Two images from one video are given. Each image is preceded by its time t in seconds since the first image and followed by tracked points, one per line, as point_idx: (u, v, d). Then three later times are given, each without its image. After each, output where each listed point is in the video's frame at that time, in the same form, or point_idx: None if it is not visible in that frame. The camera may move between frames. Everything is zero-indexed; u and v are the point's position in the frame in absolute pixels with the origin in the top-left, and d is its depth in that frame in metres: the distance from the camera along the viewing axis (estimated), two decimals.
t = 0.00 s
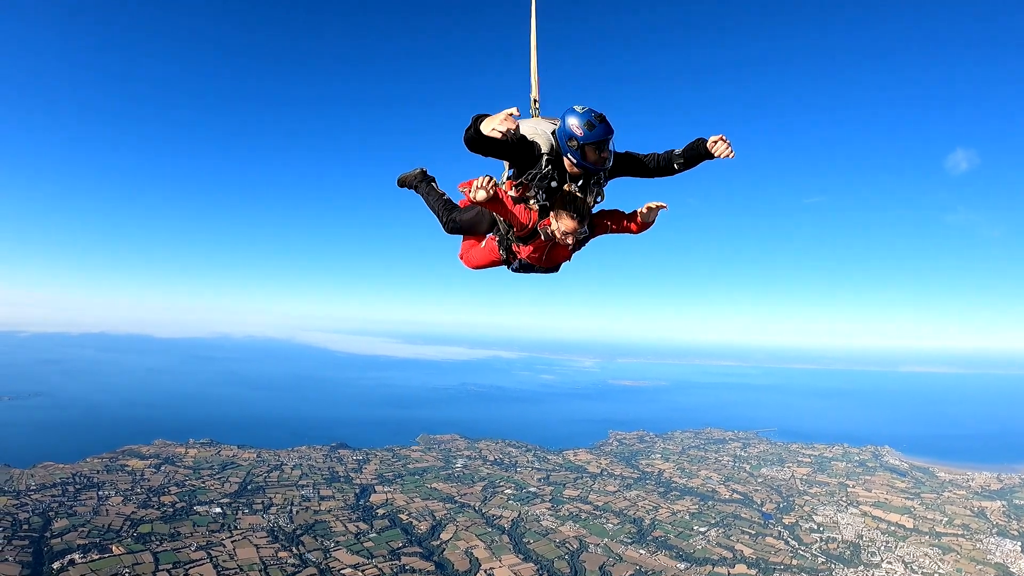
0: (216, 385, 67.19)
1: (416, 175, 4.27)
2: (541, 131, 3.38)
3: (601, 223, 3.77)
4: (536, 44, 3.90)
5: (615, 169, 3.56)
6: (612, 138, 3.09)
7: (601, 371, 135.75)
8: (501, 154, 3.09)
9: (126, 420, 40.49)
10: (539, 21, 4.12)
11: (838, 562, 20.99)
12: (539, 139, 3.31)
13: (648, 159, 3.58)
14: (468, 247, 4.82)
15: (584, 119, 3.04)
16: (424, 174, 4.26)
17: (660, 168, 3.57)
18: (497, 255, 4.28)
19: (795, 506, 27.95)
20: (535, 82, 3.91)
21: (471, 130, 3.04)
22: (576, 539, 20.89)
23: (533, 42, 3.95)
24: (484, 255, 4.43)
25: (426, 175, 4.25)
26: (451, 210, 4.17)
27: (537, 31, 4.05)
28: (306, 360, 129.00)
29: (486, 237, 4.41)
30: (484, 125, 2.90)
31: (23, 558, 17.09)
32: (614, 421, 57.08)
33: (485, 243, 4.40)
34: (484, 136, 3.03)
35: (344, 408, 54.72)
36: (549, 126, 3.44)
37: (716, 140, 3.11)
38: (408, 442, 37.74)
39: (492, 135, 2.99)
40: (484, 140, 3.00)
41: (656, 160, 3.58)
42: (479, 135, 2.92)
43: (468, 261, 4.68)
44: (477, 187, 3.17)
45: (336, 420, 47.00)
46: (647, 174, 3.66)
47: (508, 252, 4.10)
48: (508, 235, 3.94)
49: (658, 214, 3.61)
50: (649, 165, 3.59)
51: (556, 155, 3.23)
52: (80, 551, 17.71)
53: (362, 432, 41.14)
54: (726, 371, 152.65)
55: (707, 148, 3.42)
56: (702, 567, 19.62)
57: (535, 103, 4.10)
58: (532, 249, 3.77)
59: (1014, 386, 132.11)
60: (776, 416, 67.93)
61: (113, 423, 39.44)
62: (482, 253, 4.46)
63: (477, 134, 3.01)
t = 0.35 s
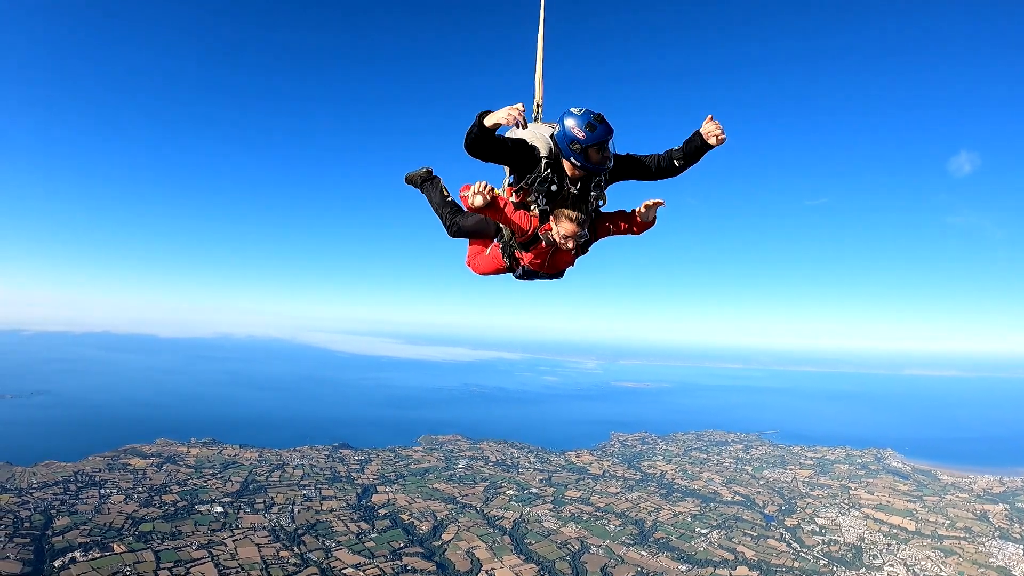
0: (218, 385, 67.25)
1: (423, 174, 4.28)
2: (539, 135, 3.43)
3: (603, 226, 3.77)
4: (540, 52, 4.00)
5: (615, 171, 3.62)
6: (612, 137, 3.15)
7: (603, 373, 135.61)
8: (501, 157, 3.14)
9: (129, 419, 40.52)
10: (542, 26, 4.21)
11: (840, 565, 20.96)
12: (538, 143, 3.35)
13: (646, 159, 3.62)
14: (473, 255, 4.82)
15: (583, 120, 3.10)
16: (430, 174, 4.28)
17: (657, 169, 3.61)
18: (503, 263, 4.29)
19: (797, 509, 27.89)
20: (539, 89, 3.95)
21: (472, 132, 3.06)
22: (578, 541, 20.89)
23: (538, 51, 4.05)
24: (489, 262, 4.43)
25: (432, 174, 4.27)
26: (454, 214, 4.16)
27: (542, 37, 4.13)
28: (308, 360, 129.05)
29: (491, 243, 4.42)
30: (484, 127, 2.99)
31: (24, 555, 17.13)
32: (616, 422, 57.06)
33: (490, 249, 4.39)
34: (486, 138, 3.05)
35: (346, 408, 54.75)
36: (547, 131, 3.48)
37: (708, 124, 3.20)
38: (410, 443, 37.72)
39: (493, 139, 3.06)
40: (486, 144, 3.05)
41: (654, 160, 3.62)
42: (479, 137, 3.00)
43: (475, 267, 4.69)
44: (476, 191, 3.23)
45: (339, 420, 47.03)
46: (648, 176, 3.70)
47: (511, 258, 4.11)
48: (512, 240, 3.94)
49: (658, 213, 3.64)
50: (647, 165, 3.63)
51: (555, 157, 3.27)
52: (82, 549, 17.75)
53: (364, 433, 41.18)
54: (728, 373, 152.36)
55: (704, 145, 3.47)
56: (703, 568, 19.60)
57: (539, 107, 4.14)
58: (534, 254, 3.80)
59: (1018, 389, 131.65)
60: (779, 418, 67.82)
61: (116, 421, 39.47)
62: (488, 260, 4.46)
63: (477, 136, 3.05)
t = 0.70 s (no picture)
0: (220, 385, 67.32)
1: (434, 172, 4.30)
2: (537, 141, 3.48)
3: (604, 232, 3.81)
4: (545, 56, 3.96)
5: (613, 176, 3.68)
6: (608, 139, 3.14)
7: (605, 374, 135.60)
8: (499, 164, 3.22)
9: (131, 418, 40.60)
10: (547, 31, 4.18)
11: (841, 567, 20.93)
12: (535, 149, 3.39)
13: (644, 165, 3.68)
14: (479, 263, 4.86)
15: (578, 123, 3.09)
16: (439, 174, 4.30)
17: (655, 172, 3.66)
18: (506, 270, 4.33)
19: (799, 511, 27.84)
20: (542, 92, 3.90)
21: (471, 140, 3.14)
22: (579, 542, 20.88)
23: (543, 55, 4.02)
24: (493, 270, 4.47)
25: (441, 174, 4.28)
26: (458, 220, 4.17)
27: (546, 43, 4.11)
28: (310, 360, 129.17)
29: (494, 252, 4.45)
30: (485, 135, 3.07)
31: (25, 553, 17.17)
32: (618, 423, 57.05)
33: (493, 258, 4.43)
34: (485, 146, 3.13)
35: (349, 408, 54.78)
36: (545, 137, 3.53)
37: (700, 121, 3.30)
38: (412, 443, 37.72)
39: (491, 146, 3.13)
40: (485, 151, 3.13)
41: (652, 163, 3.66)
42: (477, 146, 3.09)
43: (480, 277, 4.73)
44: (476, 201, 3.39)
45: (341, 420, 47.05)
46: (646, 182, 3.76)
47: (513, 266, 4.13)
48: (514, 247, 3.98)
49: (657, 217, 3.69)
50: (646, 170, 3.68)
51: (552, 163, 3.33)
52: (83, 547, 17.79)
53: (366, 433, 41.23)
54: (730, 375, 152.26)
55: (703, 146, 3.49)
56: (705, 570, 19.57)
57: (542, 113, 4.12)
58: (535, 261, 3.87)
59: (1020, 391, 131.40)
60: (781, 420, 67.76)
61: (118, 421, 39.52)
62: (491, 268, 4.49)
63: (476, 145, 3.12)
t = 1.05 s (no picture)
0: (222, 384, 67.37)
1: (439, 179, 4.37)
2: (531, 145, 3.61)
3: (602, 237, 3.79)
4: (541, 53, 3.94)
5: (609, 179, 3.73)
6: (599, 142, 3.18)
7: (608, 375, 135.43)
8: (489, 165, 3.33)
9: (135, 418, 40.66)
10: (544, 27, 4.24)
11: (844, 570, 20.86)
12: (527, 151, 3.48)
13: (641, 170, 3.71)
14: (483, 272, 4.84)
15: (568, 126, 3.15)
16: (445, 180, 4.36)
17: (652, 177, 3.68)
18: (506, 276, 4.31)
19: (802, 513, 27.77)
20: (541, 96, 3.87)
21: (462, 141, 3.23)
22: (581, 543, 20.85)
23: (540, 52, 4.00)
24: (494, 277, 4.46)
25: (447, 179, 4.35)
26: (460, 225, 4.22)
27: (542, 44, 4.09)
28: (312, 361, 129.17)
29: (496, 259, 4.44)
30: (476, 136, 3.18)
31: (27, 551, 17.23)
32: (620, 425, 56.96)
33: (495, 265, 4.42)
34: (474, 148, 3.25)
35: (351, 408, 54.82)
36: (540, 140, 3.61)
37: (691, 124, 3.30)
38: (415, 443, 37.76)
39: (481, 148, 3.28)
40: (474, 153, 3.29)
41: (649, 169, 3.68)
42: (467, 150, 3.25)
43: (482, 287, 4.71)
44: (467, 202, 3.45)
45: (343, 420, 47.07)
46: (644, 188, 3.78)
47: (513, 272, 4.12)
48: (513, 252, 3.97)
49: (656, 222, 3.63)
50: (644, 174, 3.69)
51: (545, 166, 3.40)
52: (85, 545, 17.83)
53: (369, 433, 41.23)
54: (733, 377, 151.97)
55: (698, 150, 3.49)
56: (707, 572, 19.55)
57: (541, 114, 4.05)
58: (532, 267, 3.85)
59: None
60: (784, 422, 67.59)
61: (121, 420, 39.59)
62: (493, 275, 4.48)
63: (466, 147, 3.23)
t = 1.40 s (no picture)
0: (224, 384, 67.43)
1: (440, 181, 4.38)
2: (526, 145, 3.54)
3: (598, 237, 3.78)
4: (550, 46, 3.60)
5: (604, 180, 3.67)
6: (593, 143, 3.15)
7: (610, 377, 135.36)
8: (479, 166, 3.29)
9: (137, 417, 40.71)
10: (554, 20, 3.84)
11: (845, 571, 20.83)
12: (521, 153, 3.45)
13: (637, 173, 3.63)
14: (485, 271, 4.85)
15: (561, 129, 3.12)
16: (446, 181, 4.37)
17: (647, 180, 3.59)
18: (505, 276, 4.31)
19: (804, 515, 27.75)
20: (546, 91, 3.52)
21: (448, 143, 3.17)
22: (583, 544, 20.85)
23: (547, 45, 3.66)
24: (493, 277, 4.46)
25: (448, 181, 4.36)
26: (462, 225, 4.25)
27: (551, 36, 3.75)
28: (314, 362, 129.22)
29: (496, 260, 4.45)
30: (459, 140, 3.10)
31: (29, 549, 17.27)
32: (622, 426, 56.94)
33: (495, 266, 4.43)
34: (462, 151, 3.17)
35: (353, 409, 54.87)
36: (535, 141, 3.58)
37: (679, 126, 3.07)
38: (416, 444, 37.81)
39: (469, 149, 3.15)
40: (462, 154, 3.16)
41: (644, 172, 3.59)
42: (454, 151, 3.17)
43: (481, 288, 4.71)
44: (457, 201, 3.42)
45: (345, 421, 47.08)
46: (640, 190, 3.69)
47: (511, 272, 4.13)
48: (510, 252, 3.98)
49: (650, 225, 3.59)
50: (640, 177, 3.61)
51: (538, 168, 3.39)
52: (87, 544, 17.85)
53: (371, 434, 41.25)
54: (735, 379, 151.86)
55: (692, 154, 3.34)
56: (710, 573, 19.54)
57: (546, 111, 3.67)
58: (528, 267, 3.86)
59: None
60: (786, 424, 67.53)
61: (124, 420, 39.65)
62: (492, 276, 4.48)
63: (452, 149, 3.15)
